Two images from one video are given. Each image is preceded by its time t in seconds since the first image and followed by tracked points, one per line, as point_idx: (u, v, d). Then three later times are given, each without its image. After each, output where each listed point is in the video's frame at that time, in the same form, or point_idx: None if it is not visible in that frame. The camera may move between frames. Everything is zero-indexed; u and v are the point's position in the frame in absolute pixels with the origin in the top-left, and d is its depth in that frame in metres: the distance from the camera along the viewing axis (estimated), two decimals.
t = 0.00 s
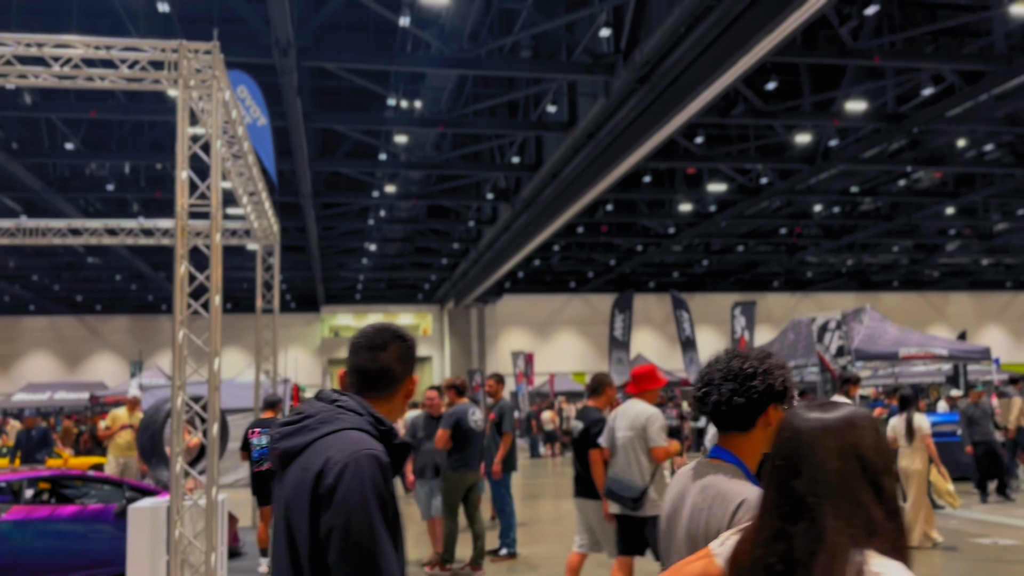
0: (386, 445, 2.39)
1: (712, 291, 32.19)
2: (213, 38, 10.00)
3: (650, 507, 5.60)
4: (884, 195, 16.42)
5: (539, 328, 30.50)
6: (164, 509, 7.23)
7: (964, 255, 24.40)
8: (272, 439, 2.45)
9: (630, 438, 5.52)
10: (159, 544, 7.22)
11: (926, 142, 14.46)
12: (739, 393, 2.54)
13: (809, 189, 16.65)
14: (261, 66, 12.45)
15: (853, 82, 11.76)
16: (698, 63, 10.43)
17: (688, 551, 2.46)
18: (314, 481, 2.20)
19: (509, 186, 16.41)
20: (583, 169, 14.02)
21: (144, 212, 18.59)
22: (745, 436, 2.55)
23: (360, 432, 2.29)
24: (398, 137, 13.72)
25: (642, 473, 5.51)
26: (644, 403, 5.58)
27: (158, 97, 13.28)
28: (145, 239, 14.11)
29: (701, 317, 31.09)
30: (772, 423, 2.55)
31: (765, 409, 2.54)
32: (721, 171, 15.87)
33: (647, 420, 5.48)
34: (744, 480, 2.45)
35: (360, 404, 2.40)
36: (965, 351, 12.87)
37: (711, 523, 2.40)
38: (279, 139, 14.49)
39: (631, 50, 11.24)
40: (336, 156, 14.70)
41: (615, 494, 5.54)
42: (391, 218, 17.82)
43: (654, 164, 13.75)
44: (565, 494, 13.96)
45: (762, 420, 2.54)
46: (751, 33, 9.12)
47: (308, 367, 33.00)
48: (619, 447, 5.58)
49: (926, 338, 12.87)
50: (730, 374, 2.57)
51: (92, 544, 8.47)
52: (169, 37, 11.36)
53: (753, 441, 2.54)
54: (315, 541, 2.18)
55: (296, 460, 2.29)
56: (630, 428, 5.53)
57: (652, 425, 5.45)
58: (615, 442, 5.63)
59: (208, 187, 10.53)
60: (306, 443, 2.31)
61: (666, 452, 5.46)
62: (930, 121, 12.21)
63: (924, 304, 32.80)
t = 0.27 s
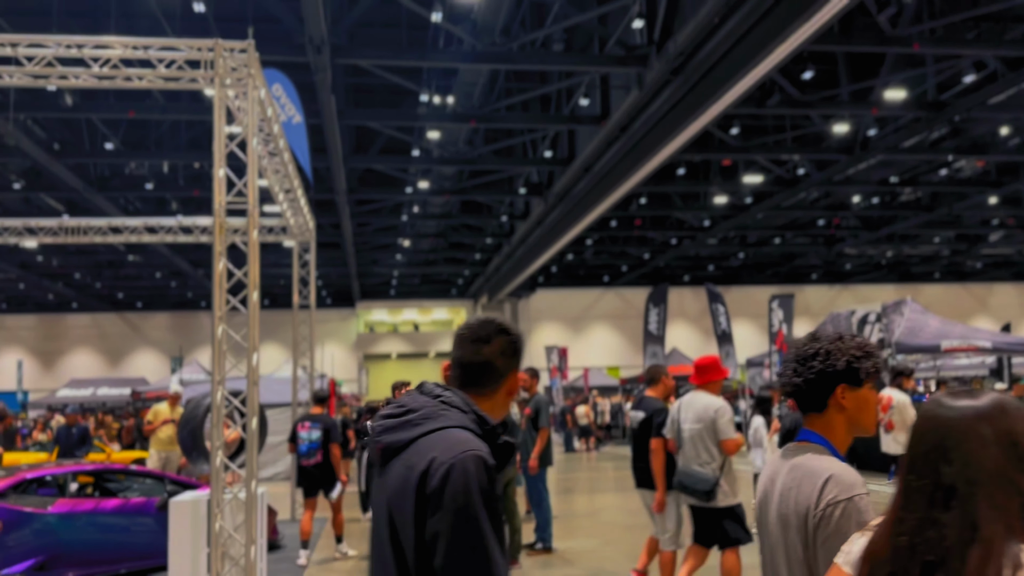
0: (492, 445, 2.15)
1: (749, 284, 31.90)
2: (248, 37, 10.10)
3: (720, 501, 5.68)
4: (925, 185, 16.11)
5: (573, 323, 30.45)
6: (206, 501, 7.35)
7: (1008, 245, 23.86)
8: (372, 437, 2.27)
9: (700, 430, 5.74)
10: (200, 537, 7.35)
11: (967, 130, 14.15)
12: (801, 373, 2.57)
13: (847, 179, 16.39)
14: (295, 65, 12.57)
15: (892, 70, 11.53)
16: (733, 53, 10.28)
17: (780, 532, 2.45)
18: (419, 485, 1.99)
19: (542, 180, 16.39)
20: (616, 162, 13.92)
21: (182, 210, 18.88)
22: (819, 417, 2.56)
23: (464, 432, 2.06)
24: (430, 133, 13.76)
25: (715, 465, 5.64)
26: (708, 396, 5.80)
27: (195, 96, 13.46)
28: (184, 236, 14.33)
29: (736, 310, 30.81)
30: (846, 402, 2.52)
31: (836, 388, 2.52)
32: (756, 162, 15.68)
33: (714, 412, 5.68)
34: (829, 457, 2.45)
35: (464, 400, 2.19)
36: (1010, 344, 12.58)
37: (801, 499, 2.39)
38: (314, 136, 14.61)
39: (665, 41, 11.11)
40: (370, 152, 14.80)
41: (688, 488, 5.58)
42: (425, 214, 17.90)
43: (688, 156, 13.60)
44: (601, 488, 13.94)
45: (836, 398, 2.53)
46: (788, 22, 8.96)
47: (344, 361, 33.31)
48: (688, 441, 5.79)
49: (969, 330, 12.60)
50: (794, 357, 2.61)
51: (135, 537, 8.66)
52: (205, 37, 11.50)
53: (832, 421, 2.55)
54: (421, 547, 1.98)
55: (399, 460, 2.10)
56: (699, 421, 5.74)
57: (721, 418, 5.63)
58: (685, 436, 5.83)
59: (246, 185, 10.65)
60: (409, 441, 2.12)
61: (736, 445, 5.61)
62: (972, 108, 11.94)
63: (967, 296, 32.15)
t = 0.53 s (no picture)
0: (592, 444, 1.92)
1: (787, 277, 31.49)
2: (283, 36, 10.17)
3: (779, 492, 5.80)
4: (969, 173, 15.74)
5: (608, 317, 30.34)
6: (245, 496, 7.36)
7: None
8: (466, 422, 2.08)
9: (766, 421, 5.93)
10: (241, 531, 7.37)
11: (1013, 117, 13.78)
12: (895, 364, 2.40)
13: (887, 169, 16.09)
14: (330, 62, 12.63)
15: (934, 56, 11.25)
16: (769, 42, 10.10)
17: (876, 530, 2.24)
18: (510, 484, 1.78)
19: (576, 174, 16.34)
20: (650, 155, 13.78)
21: (220, 208, 19.14)
22: (912, 410, 2.39)
23: (562, 429, 1.83)
24: (464, 128, 13.77)
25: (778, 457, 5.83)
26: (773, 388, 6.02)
27: (231, 96, 13.60)
28: (223, 234, 14.51)
29: (774, 303, 30.45)
30: (942, 395, 2.34)
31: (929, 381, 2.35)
32: (794, 153, 15.44)
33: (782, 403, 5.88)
34: (925, 448, 2.27)
35: (561, 393, 1.94)
36: None
37: (899, 492, 2.19)
38: (349, 134, 14.70)
39: (700, 32, 10.96)
40: (405, 149, 14.86)
41: (750, 476, 5.72)
42: (459, 209, 17.93)
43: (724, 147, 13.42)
44: (639, 483, 13.88)
45: (929, 392, 2.36)
46: (826, 9, 8.77)
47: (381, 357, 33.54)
48: (753, 430, 5.96)
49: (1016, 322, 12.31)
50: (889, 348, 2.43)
51: (177, 531, 8.77)
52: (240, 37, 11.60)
53: (928, 415, 2.36)
54: (514, 549, 1.77)
55: (493, 453, 1.90)
56: (764, 412, 5.94)
57: (786, 408, 5.86)
58: (747, 427, 6.00)
59: (282, 182, 10.73)
60: (505, 433, 1.91)
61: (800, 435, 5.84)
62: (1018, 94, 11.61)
63: (1013, 287, 31.41)
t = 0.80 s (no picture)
0: (686, 444, 1.95)
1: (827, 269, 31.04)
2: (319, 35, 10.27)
3: (841, 485, 6.11)
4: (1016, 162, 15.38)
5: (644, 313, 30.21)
6: (287, 492, 7.44)
7: None
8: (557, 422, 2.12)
9: (825, 417, 6.20)
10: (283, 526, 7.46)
11: None
12: None
13: (930, 159, 15.79)
14: (365, 61, 12.73)
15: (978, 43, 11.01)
16: (806, 32, 9.97)
17: (1004, 531, 2.43)
18: (602, 481, 1.81)
19: (611, 168, 16.30)
20: (686, 148, 13.68)
21: (260, 208, 19.41)
22: None
23: (655, 428, 1.85)
24: (498, 125, 13.78)
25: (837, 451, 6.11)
26: (830, 383, 6.29)
27: (269, 96, 13.78)
28: (262, 233, 14.72)
29: (814, 297, 30.07)
30: None
31: None
32: (834, 143, 15.21)
33: (839, 399, 6.16)
34: None
35: (657, 392, 1.98)
36: None
37: None
38: (384, 132, 14.80)
39: (736, 23, 10.86)
40: (440, 146, 14.93)
41: (811, 471, 6.05)
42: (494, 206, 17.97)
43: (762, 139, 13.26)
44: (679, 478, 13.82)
45: None
46: None
47: (419, 354, 33.66)
48: (812, 425, 6.23)
49: None
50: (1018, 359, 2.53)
51: (220, 526, 8.94)
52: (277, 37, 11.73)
53: None
54: (606, 546, 1.79)
55: (585, 450, 1.92)
56: (822, 408, 6.21)
57: (845, 403, 6.13)
58: (806, 422, 6.29)
59: (321, 181, 10.85)
60: (596, 431, 1.93)
61: (858, 429, 6.08)
62: None
63: None
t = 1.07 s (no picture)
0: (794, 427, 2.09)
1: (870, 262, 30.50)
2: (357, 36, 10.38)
3: (907, 476, 5.97)
4: None
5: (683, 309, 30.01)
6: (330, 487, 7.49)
7: None
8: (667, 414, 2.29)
9: (886, 407, 6.13)
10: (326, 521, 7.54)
11: None
12: None
13: (976, 148, 15.47)
14: (402, 61, 12.81)
15: None
16: (845, 23, 9.84)
17: None
18: (713, 462, 1.98)
19: (648, 163, 16.23)
20: (724, 142, 13.58)
21: (300, 208, 19.64)
22: None
23: (764, 412, 2.02)
24: (534, 121, 13.79)
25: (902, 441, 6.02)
26: (893, 373, 6.21)
27: (308, 97, 13.94)
28: (303, 232, 14.91)
29: (857, 290, 29.59)
30: None
31: None
32: (877, 134, 14.94)
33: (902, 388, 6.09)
34: None
35: (765, 381, 2.13)
36: None
37: None
38: (421, 131, 14.89)
39: (774, 14, 10.77)
40: (476, 143, 14.97)
41: (874, 461, 5.93)
42: (531, 202, 17.98)
43: (802, 131, 13.11)
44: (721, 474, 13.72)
45: None
46: None
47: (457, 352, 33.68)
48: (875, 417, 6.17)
49: None
50: None
51: (264, 522, 9.08)
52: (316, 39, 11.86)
53: None
54: (717, 524, 1.96)
55: (693, 436, 2.09)
56: (885, 398, 6.14)
57: (907, 392, 6.06)
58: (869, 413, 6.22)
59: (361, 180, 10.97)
60: (703, 418, 2.11)
61: (921, 418, 6.00)
62: None
63: None
